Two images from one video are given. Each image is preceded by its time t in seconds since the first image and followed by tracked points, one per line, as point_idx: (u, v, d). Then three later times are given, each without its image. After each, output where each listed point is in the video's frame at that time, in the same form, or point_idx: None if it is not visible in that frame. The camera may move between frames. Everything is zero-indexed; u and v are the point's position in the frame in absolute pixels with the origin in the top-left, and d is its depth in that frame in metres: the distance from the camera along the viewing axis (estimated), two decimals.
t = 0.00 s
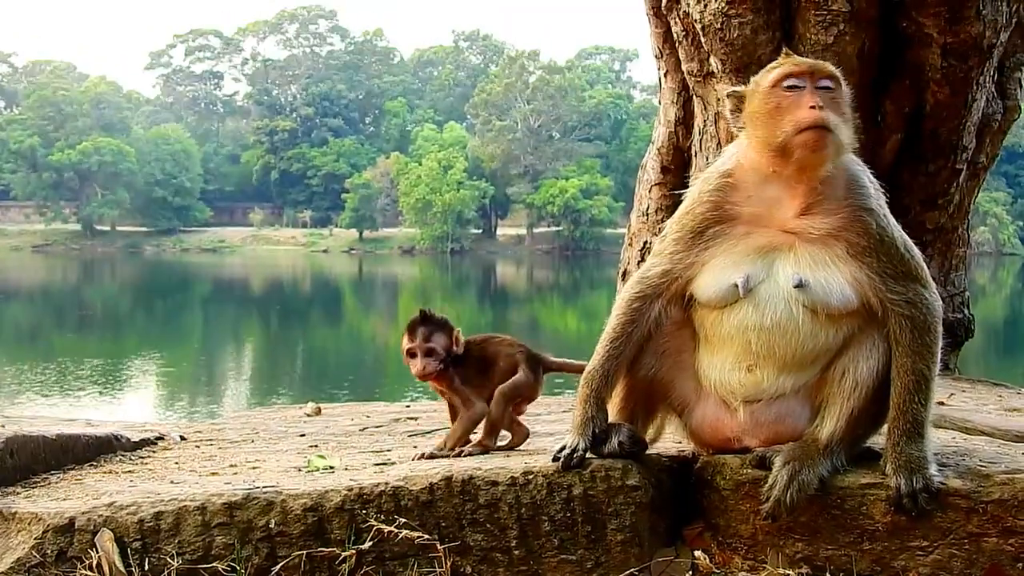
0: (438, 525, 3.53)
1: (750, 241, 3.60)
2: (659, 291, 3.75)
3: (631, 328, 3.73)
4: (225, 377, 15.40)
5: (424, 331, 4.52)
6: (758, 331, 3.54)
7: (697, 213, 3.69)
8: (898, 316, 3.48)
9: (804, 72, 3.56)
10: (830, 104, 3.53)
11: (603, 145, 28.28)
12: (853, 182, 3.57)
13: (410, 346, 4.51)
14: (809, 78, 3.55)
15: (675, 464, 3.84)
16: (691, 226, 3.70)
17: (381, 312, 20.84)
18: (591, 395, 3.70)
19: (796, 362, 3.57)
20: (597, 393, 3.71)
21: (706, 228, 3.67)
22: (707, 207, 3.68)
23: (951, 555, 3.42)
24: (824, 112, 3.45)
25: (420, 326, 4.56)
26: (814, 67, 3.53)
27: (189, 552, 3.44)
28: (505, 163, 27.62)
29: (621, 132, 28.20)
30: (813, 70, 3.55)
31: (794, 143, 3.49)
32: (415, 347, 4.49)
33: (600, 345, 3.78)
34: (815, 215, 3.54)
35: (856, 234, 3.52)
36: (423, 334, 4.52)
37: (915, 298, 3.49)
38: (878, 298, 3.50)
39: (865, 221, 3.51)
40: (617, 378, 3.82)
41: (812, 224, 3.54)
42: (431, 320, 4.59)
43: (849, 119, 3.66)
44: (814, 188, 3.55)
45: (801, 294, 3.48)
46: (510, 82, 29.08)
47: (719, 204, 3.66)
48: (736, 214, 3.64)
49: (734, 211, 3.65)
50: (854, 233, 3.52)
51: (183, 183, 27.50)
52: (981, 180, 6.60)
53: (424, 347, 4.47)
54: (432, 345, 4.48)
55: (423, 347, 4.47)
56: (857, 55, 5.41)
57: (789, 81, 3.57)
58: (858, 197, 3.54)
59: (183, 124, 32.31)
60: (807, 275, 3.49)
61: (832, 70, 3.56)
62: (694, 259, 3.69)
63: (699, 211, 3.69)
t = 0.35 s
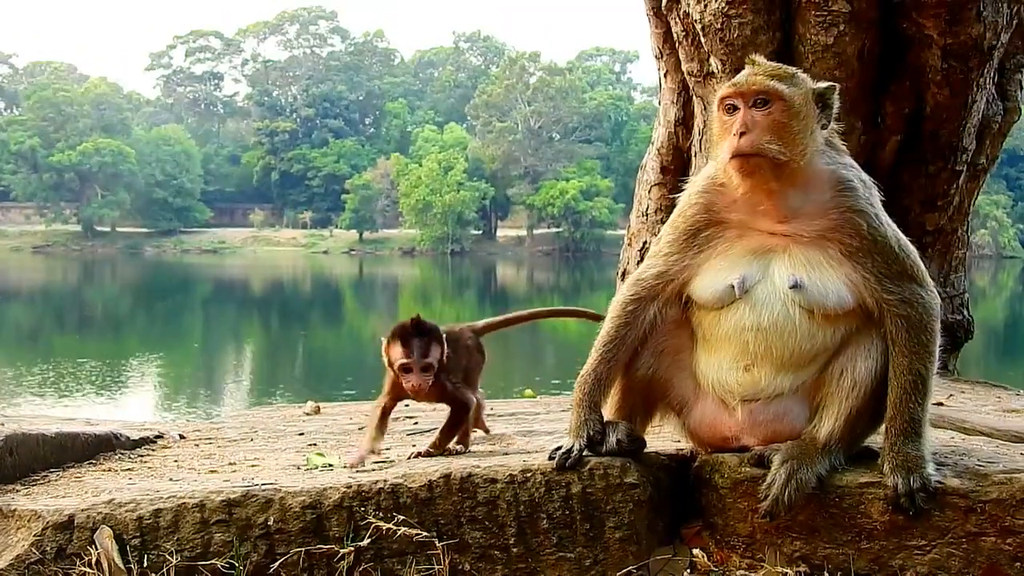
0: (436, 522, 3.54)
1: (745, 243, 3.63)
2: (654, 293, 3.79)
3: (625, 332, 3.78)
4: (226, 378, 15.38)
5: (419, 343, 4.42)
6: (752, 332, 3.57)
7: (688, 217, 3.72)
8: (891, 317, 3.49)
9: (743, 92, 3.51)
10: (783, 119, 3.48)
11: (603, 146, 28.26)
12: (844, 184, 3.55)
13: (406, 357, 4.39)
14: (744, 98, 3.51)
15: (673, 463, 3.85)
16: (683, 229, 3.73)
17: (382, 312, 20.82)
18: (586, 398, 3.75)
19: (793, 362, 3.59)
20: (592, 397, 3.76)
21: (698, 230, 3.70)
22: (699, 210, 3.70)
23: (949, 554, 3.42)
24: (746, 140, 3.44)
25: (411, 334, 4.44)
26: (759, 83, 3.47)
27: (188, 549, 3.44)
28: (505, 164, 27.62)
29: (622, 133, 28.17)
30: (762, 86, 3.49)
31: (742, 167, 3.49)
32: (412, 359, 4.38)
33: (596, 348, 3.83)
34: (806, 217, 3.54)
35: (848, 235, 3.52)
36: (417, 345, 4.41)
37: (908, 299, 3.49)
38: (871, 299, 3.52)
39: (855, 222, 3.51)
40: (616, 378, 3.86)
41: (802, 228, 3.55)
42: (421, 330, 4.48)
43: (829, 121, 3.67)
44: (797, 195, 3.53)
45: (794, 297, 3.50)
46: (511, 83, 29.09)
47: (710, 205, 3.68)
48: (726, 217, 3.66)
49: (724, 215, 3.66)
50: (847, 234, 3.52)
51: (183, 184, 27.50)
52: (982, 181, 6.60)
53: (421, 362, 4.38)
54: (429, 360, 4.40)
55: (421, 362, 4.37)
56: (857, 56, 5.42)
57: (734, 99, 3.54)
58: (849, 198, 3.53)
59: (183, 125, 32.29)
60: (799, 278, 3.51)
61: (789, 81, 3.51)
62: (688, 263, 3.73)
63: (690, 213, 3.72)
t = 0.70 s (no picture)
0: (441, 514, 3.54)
1: (747, 238, 3.62)
2: (657, 291, 3.78)
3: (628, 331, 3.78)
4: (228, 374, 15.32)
5: (430, 338, 3.84)
6: (758, 327, 3.56)
7: (690, 213, 3.70)
8: (896, 309, 3.49)
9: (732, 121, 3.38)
10: (787, 139, 3.39)
11: (605, 141, 28.19)
12: (845, 180, 3.52)
13: (415, 354, 3.83)
14: (751, 119, 3.36)
15: (679, 455, 3.83)
16: (684, 227, 3.72)
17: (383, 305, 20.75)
18: (589, 394, 3.75)
19: (798, 355, 3.58)
20: (597, 396, 3.75)
21: (700, 228, 3.69)
22: (699, 208, 3.68)
23: (955, 547, 3.42)
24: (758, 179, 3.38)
25: (422, 324, 3.85)
26: (769, 110, 3.34)
27: (192, 540, 3.48)
28: (507, 159, 27.54)
29: (624, 128, 28.14)
30: (767, 104, 3.36)
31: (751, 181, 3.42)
32: (422, 358, 3.83)
33: (599, 345, 3.83)
34: (809, 214, 3.52)
35: (851, 231, 3.51)
36: (428, 341, 3.84)
37: (912, 291, 3.49)
38: (875, 293, 3.52)
39: (858, 216, 3.50)
40: (620, 372, 3.86)
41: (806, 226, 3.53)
42: (435, 318, 3.87)
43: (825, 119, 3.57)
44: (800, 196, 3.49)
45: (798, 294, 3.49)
46: (513, 78, 29.04)
47: (710, 203, 3.66)
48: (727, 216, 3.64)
49: (726, 212, 3.64)
50: (849, 227, 3.51)
51: (186, 178, 27.48)
52: (986, 175, 6.58)
53: (432, 361, 3.83)
54: (442, 357, 3.84)
55: (432, 360, 3.82)
56: (861, 49, 5.40)
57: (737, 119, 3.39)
58: (851, 192, 3.51)
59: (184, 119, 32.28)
60: (803, 272, 3.50)
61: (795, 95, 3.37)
62: (690, 260, 3.72)
63: (690, 211, 3.70)
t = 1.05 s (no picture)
0: (447, 505, 3.55)
1: (751, 229, 3.60)
2: (662, 283, 3.77)
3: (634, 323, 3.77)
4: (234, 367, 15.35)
5: (430, 350, 3.57)
6: (763, 319, 3.56)
7: (695, 204, 3.70)
8: (901, 300, 3.48)
9: (800, 73, 3.39)
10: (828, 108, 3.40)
11: (611, 134, 28.12)
12: (852, 168, 3.51)
13: (415, 368, 3.57)
14: (806, 80, 3.39)
15: (684, 447, 3.82)
16: (688, 218, 3.71)
17: (389, 299, 20.73)
18: (593, 387, 3.74)
19: (802, 347, 3.57)
20: (602, 389, 3.74)
21: (705, 219, 3.68)
22: (703, 199, 3.68)
23: (960, 538, 3.42)
24: (825, 123, 3.31)
25: (422, 336, 3.58)
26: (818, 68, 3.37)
27: (199, 531, 3.50)
28: (512, 152, 27.50)
29: (630, 121, 27.98)
30: (810, 69, 3.39)
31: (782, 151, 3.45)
32: (422, 371, 3.57)
33: (604, 335, 3.82)
34: (816, 204, 3.51)
35: (858, 220, 3.50)
36: (429, 354, 3.57)
37: (917, 282, 3.48)
38: (881, 283, 3.51)
39: (864, 205, 3.49)
40: (624, 364, 3.85)
41: (817, 213, 3.51)
42: (436, 327, 3.59)
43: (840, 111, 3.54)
44: (816, 181, 3.48)
45: (807, 284, 3.47)
46: (519, 71, 28.98)
47: (717, 194, 3.66)
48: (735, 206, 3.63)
49: (732, 203, 3.63)
50: (854, 218, 3.50)
51: (191, 172, 27.43)
52: (993, 167, 6.56)
53: (433, 374, 3.56)
54: (442, 369, 3.57)
55: (432, 373, 3.56)
56: (868, 40, 5.37)
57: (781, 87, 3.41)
58: (855, 182, 3.49)
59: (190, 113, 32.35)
60: (807, 263, 3.48)
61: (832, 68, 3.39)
62: (694, 252, 3.71)
63: (696, 202, 3.69)
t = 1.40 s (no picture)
0: (454, 493, 3.55)
1: (759, 218, 3.59)
2: (670, 272, 3.78)
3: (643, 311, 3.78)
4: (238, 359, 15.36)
5: (400, 356, 3.38)
6: (772, 308, 3.55)
7: (704, 193, 3.70)
8: (911, 289, 3.47)
9: (828, 60, 3.42)
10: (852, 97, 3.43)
11: (616, 127, 27.99)
12: (864, 159, 3.51)
13: (387, 375, 3.41)
14: (833, 67, 3.42)
15: (691, 436, 3.82)
16: (697, 207, 3.71)
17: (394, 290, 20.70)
18: (600, 375, 3.76)
19: (809, 335, 3.57)
20: (608, 375, 3.76)
21: (715, 208, 3.68)
22: (713, 186, 3.68)
23: (969, 528, 3.40)
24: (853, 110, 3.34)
25: (391, 340, 3.39)
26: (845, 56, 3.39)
27: (206, 519, 3.51)
28: (517, 144, 27.39)
29: (634, 114, 27.90)
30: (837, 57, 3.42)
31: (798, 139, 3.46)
32: (396, 377, 3.41)
33: (612, 325, 3.83)
34: (826, 192, 3.51)
35: (869, 210, 3.49)
36: (399, 360, 3.39)
37: (928, 271, 3.47)
38: (891, 273, 3.50)
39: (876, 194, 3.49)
40: (632, 354, 3.86)
41: (829, 202, 3.51)
42: (405, 332, 3.38)
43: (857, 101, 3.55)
44: (830, 171, 3.48)
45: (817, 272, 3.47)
46: (523, 64, 28.98)
47: (727, 182, 3.66)
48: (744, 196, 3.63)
49: (741, 192, 3.63)
50: (864, 207, 3.49)
51: (195, 165, 27.11)
52: (1000, 159, 6.52)
53: (407, 380, 3.41)
54: (416, 373, 3.41)
55: (407, 380, 3.41)
56: (874, 31, 5.35)
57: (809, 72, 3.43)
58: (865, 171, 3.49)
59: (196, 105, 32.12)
60: (814, 253, 3.47)
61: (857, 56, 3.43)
62: (704, 241, 3.70)
63: (705, 190, 3.70)
